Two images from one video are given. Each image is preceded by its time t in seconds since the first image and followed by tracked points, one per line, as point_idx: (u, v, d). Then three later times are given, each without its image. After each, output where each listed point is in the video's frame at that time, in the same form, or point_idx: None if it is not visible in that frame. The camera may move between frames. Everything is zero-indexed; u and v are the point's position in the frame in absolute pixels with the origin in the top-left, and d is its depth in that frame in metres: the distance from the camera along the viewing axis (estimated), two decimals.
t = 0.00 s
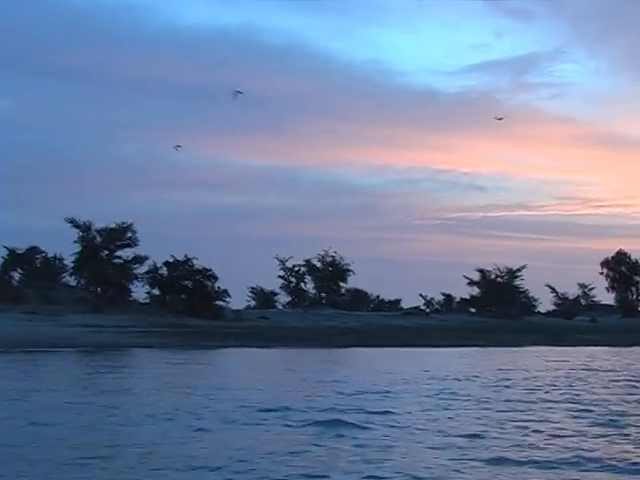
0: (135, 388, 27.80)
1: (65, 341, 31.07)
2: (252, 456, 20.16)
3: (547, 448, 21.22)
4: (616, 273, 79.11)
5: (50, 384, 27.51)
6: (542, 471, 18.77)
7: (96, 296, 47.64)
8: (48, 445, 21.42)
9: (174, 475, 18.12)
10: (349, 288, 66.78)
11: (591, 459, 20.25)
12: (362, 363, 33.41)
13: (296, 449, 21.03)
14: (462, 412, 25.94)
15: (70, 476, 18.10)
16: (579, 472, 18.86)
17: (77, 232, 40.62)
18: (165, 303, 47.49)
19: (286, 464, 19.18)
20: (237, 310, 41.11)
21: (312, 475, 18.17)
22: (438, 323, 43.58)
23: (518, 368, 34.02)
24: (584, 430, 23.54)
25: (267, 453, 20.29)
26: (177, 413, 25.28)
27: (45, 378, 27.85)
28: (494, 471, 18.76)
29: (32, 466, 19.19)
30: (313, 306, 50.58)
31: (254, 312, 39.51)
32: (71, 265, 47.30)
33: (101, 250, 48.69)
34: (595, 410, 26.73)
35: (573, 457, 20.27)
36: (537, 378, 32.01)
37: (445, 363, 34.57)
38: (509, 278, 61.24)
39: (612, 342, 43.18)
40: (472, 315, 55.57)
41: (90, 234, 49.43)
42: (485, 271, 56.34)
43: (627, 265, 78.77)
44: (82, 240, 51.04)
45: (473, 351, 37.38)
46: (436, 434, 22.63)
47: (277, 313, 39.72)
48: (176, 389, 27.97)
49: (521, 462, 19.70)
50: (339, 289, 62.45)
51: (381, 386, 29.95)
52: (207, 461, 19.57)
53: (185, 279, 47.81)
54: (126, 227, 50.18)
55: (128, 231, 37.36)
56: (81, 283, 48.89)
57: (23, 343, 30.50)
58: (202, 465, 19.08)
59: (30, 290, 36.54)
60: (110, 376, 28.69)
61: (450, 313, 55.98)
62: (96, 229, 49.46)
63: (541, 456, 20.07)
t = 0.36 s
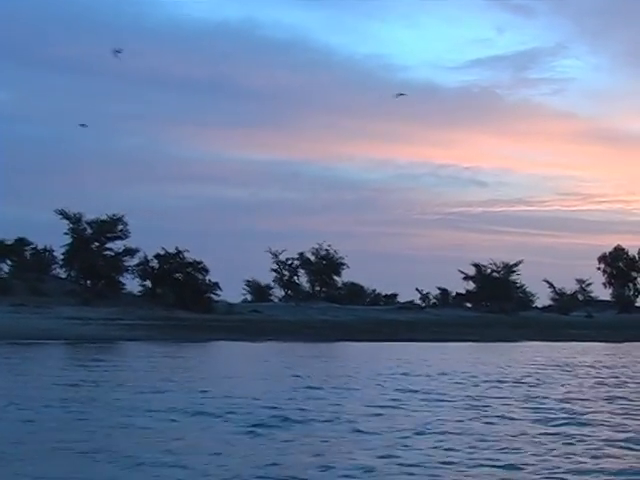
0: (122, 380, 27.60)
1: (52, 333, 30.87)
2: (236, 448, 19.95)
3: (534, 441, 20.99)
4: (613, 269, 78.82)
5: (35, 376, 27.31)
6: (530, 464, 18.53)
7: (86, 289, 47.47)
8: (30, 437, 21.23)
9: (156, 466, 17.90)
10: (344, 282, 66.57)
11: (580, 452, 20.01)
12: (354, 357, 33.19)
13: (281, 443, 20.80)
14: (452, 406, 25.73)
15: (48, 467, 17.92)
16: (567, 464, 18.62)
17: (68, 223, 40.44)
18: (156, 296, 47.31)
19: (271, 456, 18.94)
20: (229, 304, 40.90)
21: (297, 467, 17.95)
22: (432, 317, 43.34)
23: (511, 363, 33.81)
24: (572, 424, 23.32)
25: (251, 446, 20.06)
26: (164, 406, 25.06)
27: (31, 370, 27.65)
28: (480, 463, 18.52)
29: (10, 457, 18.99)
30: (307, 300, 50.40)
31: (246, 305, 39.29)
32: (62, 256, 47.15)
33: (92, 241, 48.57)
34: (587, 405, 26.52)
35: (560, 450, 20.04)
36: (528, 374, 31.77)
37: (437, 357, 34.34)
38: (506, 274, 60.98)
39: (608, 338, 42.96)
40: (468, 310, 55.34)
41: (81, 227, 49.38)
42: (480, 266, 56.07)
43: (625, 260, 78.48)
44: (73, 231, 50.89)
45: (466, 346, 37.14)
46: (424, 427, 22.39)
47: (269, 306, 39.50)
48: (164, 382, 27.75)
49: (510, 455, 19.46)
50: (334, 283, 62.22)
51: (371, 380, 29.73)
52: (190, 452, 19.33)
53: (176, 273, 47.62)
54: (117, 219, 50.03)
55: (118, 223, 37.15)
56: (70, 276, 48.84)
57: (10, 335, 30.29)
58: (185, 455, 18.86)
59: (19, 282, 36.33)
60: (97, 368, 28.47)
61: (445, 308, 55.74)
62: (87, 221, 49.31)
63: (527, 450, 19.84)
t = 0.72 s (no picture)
0: (114, 372, 27.28)
1: (43, 325, 30.64)
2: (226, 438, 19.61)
3: (527, 432, 20.72)
4: (614, 261, 78.44)
5: (25, 367, 27.01)
6: (525, 454, 18.17)
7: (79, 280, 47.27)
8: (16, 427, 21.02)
9: (143, 455, 17.57)
10: (343, 274, 66.24)
11: (577, 443, 19.65)
12: (350, 349, 32.87)
13: (272, 433, 20.49)
14: (448, 397, 25.38)
15: (33, 456, 17.71)
16: (563, 455, 18.25)
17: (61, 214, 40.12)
18: (149, 288, 47.10)
19: (261, 445, 18.61)
20: (224, 296, 40.57)
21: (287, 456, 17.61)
22: (430, 309, 43.02)
23: (509, 355, 33.47)
24: (567, 416, 23.01)
25: (241, 436, 19.73)
26: (155, 397, 24.73)
27: (20, 361, 27.41)
28: (475, 453, 18.17)
29: None
30: (304, 292, 50.08)
31: (242, 297, 39.04)
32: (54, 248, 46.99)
33: (85, 232, 48.46)
34: (585, 397, 26.16)
35: (552, 441, 19.76)
36: (525, 365, 31.47)
37: (433, 349, 34.04)
38: (505, 266, 60.63)
39: (607, 330, 42.61)
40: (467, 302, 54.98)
41: (74, 218, 49.20)
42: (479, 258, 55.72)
43: (625, 252, 78.11)
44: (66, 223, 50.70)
45: (464, 338, 36.81)
46: (416, 417, 22.15)
47: (265, 298, 39.20)
48: (156, 374, 27.43)
49: (505, 445, 19.10)
50: (330, 275, 61.90)
51: (367, 372, 29.39)
52: (178, 441, 19.06)
53: (169, 264, 47.42)
54: (110, 210, 49.87)
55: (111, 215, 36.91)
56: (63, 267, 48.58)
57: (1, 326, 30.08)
58: (172, 446, 18.59)
59: (12, 274, 36.10)
60: (88, 360, 28.16)
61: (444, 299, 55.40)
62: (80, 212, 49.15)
63: (518, 441, 19.56)
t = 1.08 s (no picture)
0: (97, 367, 27.11)
1: (27, 321, 30.47)
2: (205, 434, 19.41)
3: (510, 426, 20.57)
4: (608, 256, 78.33)
5: (8, 363, 26.85)
6: (507, 448, 17.97)
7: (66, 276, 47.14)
8: None
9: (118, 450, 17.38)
10: (336, 269, 66.06)
11: (559, 438, 19.44)
12: (338, 345, 32.68)
13: (253, 428, 20.34)
14: (434, 392, 25.17)
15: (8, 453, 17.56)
16: (545, 449, 18.04)
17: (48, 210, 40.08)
18: (136, 283, 46.98)
19: (240, 441, 18.42)
20: (213, 292, 40.38)
21: (265, 451, 17.42)
22: (421, 304, 42.86)
23: (498, 350, 33.27)
24: (552, 410, 22.87)
25: (222, 432, 19.59)
26: (137, 394, 24.53)
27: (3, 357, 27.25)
28: (455, 447, 17.96)
29: None
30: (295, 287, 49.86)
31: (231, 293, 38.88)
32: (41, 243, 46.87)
33: (72, 227, 48.38)
34: (572, 392, 25.95)
35: (534, 435, 19.62)
36: (513, 360, 31.32)
37: (422, 344, 33.90)
38: (498, 261, 60.48)
39: (599, 325, 42.41)
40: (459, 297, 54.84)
41: (60, 213, 49.05)
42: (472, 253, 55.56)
43: (619, 246, 78.02)
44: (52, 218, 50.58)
45: (453, 334, 36.65)
46: (399, 412, 22.01)
47: (254, 294, 39.01)
48: (139, 369, 27.25)
49: (487, 439, 18.89)
50: (321, 269, 61.72)
51: (353, 367, 29.20)
52: (157, 438, 18.91)
53: (156, 260, 47.27)
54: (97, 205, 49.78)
55: (99, 210, 36.75)
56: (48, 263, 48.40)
57: None
58: (150, 443, 18.44)
59: None
60: (71, 356, 27.98)
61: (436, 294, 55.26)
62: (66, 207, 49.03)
63: (500, 435, 19.43)
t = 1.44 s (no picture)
0: (78, 363, 26.81)
1: (8, 317, 30.19)
2: (185, 430, 19.12)
3: (493, 424, 20.37)
4: (597, 255, 78.24)
5: None
6: (492, 443, 17.71)
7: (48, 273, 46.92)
8: None
9: (96, 443, 17.07)
10: (326, 267, 65.80)
11: (545, 435, 19.19)
12: (323, 343, 32.43)
13: (233, 424, 20.11)
14: (419, 389, 24.97)
15: None
16: (531, 446, 17.79)
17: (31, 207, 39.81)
18: (119, 281, 46.76)
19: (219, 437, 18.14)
20: (197, 289, 40.10)
21: (245, 447, 17.14)
22: (408, 302, 42.64)
23: (485, 349, 33.05)
24: (536, 407, 22.67)
25: (201, 427, 19.35)
26: (118, 389, 24.22)
27: None
28: (440, 443, 17.71)
29: None
30: (282, 285, 49.58)
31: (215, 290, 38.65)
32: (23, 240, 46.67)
33: (55, 224, 48.24)
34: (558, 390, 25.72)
35: (517, 432, 19.42)
36: (499, 358, 31.12)
37: (408, 342, 33.68)
38: (487, 259, 60.29)
39: (587, 324, 42.23)
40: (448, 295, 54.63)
41: (43, 210, 48.89)
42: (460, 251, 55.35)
43: (608, 246, 77.95)
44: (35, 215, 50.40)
45: (439, 332, 36.44)
46: (382, 410, 21.80)
47: (239, 292, 38.74)
48: (121, 365, 26.96)
49: (472, 436, 18.63)
50: (308, 267, 61.46)
51: (338, 365, 28.95)
52: (135, 433, 18.66)
53: (139, 256, 47.05)
54: (80, 201, 49.62)
55: (82, 207, 36.51)
56: (30, 259, 48.12)
57: None
58: (128, 438, 18.19)
59: None
60: (52, 352, 27.70)
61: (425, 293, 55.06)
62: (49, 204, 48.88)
63: (482, 431, 19.23)
